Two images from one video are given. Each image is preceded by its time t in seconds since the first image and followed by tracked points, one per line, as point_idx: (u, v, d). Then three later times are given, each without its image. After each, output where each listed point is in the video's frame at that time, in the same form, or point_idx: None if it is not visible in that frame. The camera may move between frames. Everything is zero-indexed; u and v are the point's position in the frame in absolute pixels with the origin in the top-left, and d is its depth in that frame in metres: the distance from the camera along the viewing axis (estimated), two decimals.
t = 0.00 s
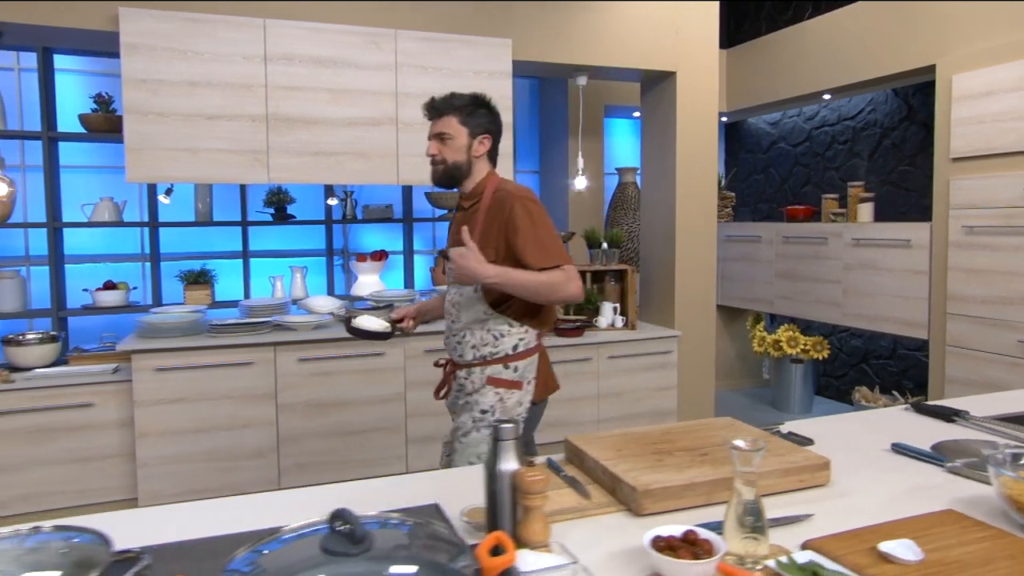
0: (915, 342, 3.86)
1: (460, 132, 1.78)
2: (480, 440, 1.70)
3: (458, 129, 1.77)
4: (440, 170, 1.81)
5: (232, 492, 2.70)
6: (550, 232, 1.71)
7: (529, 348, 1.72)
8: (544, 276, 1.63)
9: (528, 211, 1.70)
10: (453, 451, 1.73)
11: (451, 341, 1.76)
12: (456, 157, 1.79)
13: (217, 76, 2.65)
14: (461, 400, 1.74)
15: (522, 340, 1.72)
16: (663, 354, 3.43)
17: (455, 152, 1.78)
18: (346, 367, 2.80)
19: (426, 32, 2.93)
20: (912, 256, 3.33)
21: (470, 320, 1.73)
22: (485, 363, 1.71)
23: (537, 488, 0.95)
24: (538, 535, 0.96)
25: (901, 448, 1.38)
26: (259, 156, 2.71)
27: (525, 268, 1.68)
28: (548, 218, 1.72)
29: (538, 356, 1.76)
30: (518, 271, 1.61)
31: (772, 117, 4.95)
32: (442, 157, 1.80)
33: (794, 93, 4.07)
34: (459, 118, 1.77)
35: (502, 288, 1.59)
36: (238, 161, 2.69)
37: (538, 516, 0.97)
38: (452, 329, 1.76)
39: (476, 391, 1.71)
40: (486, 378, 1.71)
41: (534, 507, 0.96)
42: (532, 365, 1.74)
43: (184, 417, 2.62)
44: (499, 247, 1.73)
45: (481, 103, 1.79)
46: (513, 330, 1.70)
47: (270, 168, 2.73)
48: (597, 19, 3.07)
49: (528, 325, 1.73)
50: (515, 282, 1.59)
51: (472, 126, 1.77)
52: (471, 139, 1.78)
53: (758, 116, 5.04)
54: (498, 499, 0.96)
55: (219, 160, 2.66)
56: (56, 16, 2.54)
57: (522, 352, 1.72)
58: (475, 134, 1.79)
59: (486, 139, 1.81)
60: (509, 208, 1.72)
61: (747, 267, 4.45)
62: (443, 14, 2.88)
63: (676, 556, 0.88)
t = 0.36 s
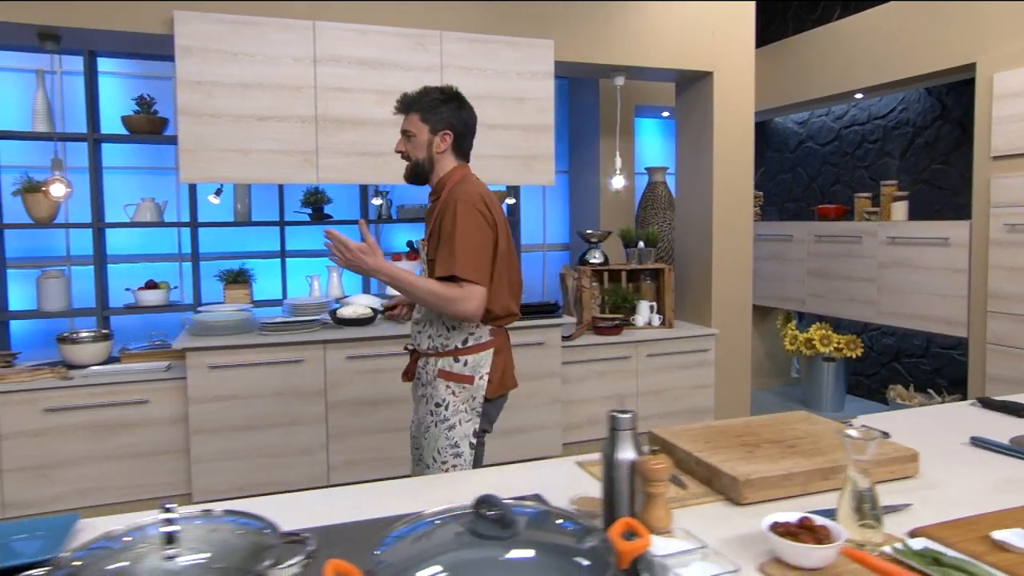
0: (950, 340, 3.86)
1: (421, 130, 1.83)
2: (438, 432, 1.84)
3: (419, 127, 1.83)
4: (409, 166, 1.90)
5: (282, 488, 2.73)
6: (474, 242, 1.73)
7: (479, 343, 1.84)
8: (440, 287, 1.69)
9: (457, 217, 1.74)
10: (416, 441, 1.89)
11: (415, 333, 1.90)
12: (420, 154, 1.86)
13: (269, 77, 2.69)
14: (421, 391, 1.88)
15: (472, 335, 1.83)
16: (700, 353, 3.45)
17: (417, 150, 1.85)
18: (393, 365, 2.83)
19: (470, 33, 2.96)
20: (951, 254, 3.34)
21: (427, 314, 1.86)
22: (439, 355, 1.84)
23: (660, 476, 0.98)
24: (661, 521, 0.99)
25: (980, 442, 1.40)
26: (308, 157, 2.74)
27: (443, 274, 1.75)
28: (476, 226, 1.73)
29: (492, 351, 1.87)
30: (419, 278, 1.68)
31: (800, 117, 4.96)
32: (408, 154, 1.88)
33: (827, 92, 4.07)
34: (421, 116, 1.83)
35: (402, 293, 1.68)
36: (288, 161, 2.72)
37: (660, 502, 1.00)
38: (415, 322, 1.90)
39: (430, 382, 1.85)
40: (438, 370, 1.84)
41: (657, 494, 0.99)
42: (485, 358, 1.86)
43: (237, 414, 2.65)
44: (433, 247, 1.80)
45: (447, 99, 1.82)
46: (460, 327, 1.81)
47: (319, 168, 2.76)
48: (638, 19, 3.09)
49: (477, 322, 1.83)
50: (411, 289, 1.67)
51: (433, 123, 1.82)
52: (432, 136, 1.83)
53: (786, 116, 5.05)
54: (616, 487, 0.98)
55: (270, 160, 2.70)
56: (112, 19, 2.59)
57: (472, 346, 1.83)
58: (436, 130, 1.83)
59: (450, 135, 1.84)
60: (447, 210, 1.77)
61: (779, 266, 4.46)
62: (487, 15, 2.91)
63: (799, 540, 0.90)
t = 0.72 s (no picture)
0: (995, 337, 3.85)
1: (409, 144, 2.00)
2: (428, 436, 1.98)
3: (407, 142, 2.00)
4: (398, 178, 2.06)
5: (343, 483, 2.76)
6: (452, 249, 1.87)
7: (463, 348, 1.98)
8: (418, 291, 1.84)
9: (437, 225, 1.88)
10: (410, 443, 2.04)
11: (404, 341, 2.06)
12: (408, 166, 2.02)
13: (328, 77, 2.72)
14: (413, 396, 2.04)
15: (456, 341, 1.98)
16: (747, 349, 3.46)
17: (406, 162, 2.02)
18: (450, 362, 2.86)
19: (523, 33, 2.98)
20: (1001, 250, 3.33)
21: (413, 322, 2.02)
22: (425, 361, 1.99)
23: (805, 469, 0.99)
24: (806, 513, 0.99)
25: None
26: (366, 156, 2.77)
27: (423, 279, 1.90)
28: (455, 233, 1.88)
29: (476, 356, 2.01)
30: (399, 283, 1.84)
31: (835, 114, 4.95)
32: (397, 166, 2.04)
33: (870, 90, 4.06)
34: (409, 132, 1.99)
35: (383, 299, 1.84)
36: (347, 160, 2.75)
37: (805, 495, 1.01)
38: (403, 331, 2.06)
39: (420, 388, 2.01)
40: (424, 376, 1.99)
41: (801, 487, 1.00)
42: (469, 363, 1.99)
43: (299, 410, 2.69)
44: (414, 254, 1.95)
45: (434, 116, 1.99)
46: (443, 332, 1.96)
47: (377, 167, 2.79)
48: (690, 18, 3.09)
49: (459, 328, 1.98)
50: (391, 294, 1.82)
51: (420, 138, 1.98)
52: (419, 150, 1.99)
53: (820, 113, 5.04)
54: (756, 479, 1.00)
55: (330, 159, 2.72)
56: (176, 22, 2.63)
57: (456, 351, 1.98)
58: (423, 145, 1.99)
59: (435, 149, 2.00)
60: (429, 219, 1.92)
61: (818, 263, 4.46)
62: (540, 14, 2.92)
63: (944, 531, 0.92)
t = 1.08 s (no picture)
0: None
1: (410, 141, 2.03)
2: (407, 407, 1.97)
3: (409, 141, 2.02)
4: (397, 174, 2.08)
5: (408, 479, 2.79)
6: (473, 238, 1.94)
7: (456, 332, 1.99)
8: (448, 280, 1.88)
9: (455, 216, 1.94)
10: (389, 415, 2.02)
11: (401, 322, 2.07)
12: (410, 164, 2.04)
13: (394, 77, 2.74)
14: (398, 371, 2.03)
15: (451, 324, 1.99)
16: (801, 347, 3.45)
17: (406, 159, 2.04)
18: (512, 359, 2.87)
19: (583, 32, 2.99)
20: None
21: (411, 305, 2.03)
22: (419, 339, 2.00)
23: (964, 462, 1.01)
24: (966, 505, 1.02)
25: None
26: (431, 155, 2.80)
27: (446, 270, 1.94)
28: (474, 223, 1.94)
29: (467, 340, 2.01)
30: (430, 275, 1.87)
31: (876, 111, 4.93)
32: (397, 163, 2.06)
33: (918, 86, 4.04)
34: (410, 131, 2.01)
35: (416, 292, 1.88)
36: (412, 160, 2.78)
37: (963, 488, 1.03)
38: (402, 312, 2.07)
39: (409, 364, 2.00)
40: (417, 352, 1.99)
41: (961, 479, 1.01)
42: (460, 347, 2.00)
43: (366, 407, 2.72)
44: (427, 246, 1.99)
45: (431, 114, 2.02)
46: (441, 315, 1.98)
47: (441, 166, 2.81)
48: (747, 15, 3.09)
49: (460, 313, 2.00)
50: (426, 286, 1.86)
51: (420, 136, 2.01)
52: (419, 147, 2.02)
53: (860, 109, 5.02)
54: (907, 473, 1.01)
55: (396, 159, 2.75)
56: (246, 24, 2.68)
57: (450, 334, 1.99)
58: (424, 141, 2.03)
59: (436, 145, 2.04)
60: (439, 212, 1.96)
61: (863, 260, 4.45)
62: (600, 13, 2.93)
63: None
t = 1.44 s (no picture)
0: None
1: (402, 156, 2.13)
2: (398, 406, 2.09)
3: (400, 157, 2.12)
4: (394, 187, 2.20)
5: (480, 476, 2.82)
6: (456, 251, 2.04)
7: (440, 335, 2.10)
8: (424, 291, 2.00)
9: (438, 229, 2.04)
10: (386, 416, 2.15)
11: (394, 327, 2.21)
12: (404, 178, 2.15)
13: (466, 78, 2.78)
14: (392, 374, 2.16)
15: (436, 328, 2.11)
16: (865, 345, 3.42)
17: (401, 174, 2.15)
18: (581, 357, 2.89)
19: (650, 30, 2.99)
20: None
21: (401, 311, 2.16)
22: (406, 342, 2.13)
23: None
24: None
25: None
26: (501, 154, 2.83)
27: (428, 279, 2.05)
28: (457, 235, 2.04)
29: (452, 343, 2.11)
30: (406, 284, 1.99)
31: (931, 107, 4.88)
32: (393, 177, 2.17)
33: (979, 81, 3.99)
34: (400, 147, 2.11)
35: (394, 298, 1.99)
36: (482, 159, 2.81)
37: None
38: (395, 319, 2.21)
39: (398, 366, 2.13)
40: (405, 355, 2.12)
41: None
42: (445, 349, 2.10)
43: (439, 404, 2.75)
44: (415, 255, 2.10)
45: (421, 128, 2.11)
46: (426, 321, 2.10)
47: (512, 166, 2.85)
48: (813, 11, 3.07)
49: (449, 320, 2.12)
50: (403, 294, 1.98)
51: (410, 151, 2.11)
52: (411, 161, 2.12)
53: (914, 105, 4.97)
54: None
55: (468, 158, 2.79)
56: (322, 26, 2.73)
57: (434, 336, 2.10)
58: (415, 155, 2.12)
59: (426, 158, 2.13)
60: (427, 225, 2.07)
61: (921, 258, 4.40)
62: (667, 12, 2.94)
63: None
